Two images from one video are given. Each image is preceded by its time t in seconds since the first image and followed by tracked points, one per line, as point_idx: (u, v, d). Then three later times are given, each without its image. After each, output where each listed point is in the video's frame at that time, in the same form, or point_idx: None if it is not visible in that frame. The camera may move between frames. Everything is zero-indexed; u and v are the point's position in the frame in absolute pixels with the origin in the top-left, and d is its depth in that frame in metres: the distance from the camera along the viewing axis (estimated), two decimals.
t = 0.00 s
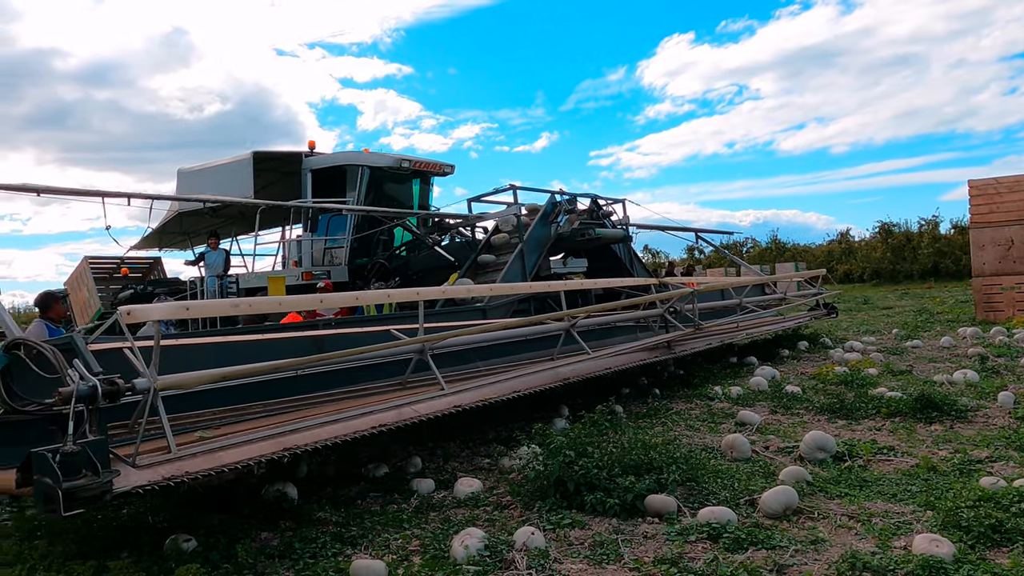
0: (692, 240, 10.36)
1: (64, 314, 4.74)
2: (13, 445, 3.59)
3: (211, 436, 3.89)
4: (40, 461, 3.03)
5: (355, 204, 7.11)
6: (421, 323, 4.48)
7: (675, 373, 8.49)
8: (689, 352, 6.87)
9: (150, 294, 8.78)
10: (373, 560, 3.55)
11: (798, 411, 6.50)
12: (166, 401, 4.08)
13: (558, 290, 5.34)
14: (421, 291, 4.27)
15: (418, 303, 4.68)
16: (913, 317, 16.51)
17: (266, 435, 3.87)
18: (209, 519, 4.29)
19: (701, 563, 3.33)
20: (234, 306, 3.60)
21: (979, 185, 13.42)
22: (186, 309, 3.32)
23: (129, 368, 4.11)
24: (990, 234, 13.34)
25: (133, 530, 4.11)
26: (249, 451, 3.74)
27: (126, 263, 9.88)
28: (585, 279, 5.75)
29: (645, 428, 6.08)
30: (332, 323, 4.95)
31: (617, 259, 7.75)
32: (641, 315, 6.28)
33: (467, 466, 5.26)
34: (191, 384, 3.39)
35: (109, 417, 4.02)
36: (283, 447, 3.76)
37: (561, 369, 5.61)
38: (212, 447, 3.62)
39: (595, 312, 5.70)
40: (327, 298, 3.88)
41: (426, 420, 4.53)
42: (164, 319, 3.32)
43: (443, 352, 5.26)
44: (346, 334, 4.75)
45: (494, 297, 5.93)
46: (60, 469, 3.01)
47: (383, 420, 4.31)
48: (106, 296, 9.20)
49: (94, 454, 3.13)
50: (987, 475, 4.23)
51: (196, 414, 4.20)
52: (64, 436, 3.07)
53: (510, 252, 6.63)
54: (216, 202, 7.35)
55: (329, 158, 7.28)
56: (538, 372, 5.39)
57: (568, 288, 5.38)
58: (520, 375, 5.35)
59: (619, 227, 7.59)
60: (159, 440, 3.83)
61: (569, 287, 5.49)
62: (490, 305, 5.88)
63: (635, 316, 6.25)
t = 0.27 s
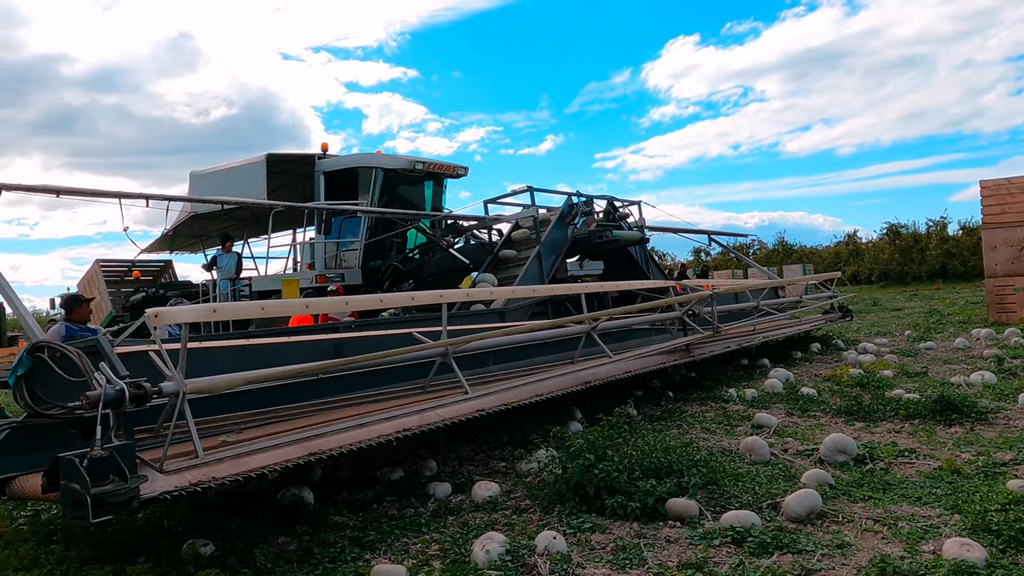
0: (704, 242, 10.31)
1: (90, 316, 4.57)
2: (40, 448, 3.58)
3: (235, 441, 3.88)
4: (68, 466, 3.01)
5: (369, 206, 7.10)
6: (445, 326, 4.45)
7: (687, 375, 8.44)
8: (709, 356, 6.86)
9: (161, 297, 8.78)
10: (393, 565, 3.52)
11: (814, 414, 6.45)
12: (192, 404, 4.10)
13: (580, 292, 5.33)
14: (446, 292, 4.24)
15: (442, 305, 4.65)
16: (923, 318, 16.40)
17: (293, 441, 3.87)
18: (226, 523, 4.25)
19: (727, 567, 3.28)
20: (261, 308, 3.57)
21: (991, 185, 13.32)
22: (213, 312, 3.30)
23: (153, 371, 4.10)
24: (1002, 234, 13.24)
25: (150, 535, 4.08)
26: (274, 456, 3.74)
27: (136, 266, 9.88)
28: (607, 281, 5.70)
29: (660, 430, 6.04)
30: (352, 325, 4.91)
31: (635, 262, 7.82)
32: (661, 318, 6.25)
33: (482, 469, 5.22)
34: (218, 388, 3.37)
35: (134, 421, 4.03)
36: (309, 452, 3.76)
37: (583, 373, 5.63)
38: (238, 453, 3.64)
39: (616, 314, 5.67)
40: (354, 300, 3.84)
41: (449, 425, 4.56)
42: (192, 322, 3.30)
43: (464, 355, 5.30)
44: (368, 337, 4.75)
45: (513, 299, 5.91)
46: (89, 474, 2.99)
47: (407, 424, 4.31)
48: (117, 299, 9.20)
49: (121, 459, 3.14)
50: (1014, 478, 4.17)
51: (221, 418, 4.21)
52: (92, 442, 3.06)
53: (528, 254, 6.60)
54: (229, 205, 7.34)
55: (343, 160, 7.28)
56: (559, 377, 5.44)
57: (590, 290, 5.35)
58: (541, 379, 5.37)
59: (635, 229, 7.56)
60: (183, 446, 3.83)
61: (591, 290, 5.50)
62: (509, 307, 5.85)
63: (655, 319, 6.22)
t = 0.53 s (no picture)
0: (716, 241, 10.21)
1: (101, 317, 4.37)
2: (61, 449, 3.53)
3: (254, 442, 3.83)
4: (88, 467, 2.98)
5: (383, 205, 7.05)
6: (467, 325, 4.42)
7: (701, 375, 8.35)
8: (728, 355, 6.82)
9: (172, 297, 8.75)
10: (411, 569, 3.45)
11: (833, 414, 6.36)
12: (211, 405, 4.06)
13: (600, 290, 5.36)
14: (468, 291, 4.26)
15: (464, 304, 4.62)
16: (936, 318, 16.23)
17: (315, 442, 3.82)
18: (240, 526, 4.20)
19: (754, 572, 3.20)
20: (282, 306, 3.54)
21: (1006, 183, 13.16)
22: (235, 310, 3.28)
23: (173, 370, 4.05)
24: (1017, 233, 13.09)
25: (163, 538, 4.03)
26: (295, 457, 3.69)
27: (147, 267, 9.85)
28: (626, 279, 5.65)
29: (676, 430, 5.96)
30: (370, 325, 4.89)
31: (650, 262, 7.76)
32: (681, 318, 6.19)
33: (498, 471, 5.16)
34: (240, 387, 3.36)
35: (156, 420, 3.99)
36: (330, 454, 3.71)
37: (603, 373, 5.59)
38: (260, 455, 3.59)
39: (637, 314, 5.62)
40: (375, 298, 3.82)
41: (472, 425, 4.51)
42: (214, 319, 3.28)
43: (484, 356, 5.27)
44: (387, 336, 4.71)
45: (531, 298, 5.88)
46: (110, 476, 2.95)
47: (430, 425, 4.26)
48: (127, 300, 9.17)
49: (142, 459, 3.11)
50: None
51: (243, 417, 4.17)
52: (113, 443, 3.03)
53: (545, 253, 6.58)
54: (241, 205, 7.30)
55: (355, 160, 7.24)
56: (579, 377, 5.41)
57: (610, 289, 5.35)
58: (561, 380, 5.32)
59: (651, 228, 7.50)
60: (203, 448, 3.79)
61: (612, 289, 5.46)
62: (527, 306, 5.81)
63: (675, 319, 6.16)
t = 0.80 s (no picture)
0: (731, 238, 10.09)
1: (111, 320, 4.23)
2: (75, 450, 3.46)
3: (272, 443, 3.75)
4: (104, 469, 2.89)
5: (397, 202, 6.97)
6: (488, 322, 4.37)
7: (717, 375, 8.24)
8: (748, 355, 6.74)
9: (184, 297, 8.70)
10: None
11: (854, 415, 6.23)
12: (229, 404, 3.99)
13: (620, 287, 5.33)
14: (488, 286, 4.28)
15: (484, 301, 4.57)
16: (950, 317, 16.02)
17: (335, 442, 3.74)
18: (252, 529, 4.12)
19: None
20: (302, 302, 3.49)
21: None
22: (255, 305, 3.22)
23: (191, 368, 3.99)
24: None
25: (175, 541, 3.96)
26: (315, 458, 3.62)
27: (158, 266, 9.82)
28: (646, 276, 5.57)
29: (693, 430, 5.86)
30: (387, 322, 4.84)
31: (667, 259, 7.68)
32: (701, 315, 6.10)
33: (514, 472, 5.07)
34: (261, 385, 3.31)
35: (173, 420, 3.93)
36: (350, 454, 3.63)
37: (624, 372, 5.52)
38: (280, 455, 3.51)
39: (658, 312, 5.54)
40: (395, 294, 3.79)
41: (493, 423, 4.43)
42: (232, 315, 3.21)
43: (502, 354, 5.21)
44: (404, 333, 4.65)
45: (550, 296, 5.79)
46: (126, 477, 2.86)
47: (451, 424, 4.18)
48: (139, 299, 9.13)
49: (160, 459, 3.03)
50: None
51: (262, 417, 4.11)
52: (129, 443, 2.94)
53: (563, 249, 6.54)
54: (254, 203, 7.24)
55: (368, 157, 7.16)
56: (599, 375, 5.34)
57: (630, 285, 5.34)
58: (581, 378, 5.24)
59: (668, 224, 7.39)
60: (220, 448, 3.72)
61: (632, 285, 5.43)
62: (545, 304, 5.72)
63: (695, 316, 6.07)
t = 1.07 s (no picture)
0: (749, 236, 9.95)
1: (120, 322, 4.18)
2: (93, 452, 3.42)
3: (293, 444, 3.70)
4: (125, 471, 2.84)
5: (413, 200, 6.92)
6: (510, 320, 4.33)
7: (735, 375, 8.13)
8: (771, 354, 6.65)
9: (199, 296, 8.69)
10: None
11: (877, 415, 6.12)
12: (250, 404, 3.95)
13: (642, 284, 5.28)
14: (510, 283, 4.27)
15: (506, 299, 4.53)
16: (968, 316, 15.80)
17: (358, 443, 3.68)
18: (268, 532, 4.07)
19: None
20: (324, 300, 3.44)
21: None
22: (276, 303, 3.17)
23: (212, 368, 3.94)
24: None
25: (190, 544, 3.92)
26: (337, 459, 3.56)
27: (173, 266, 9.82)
28: (667, 274, 5.49)
29: (713, 431, 5.76)
30: (407, 321, 4.79)
31: (687, 256, 7.60)
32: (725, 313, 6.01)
33: (532, 474, 5.00)
34: (283, 385, 3.24)
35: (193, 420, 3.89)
36: (373, 455, 3.57)
37: (647, 371, 5.45)
38: (302, 457, 3.45)
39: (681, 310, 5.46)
40: (417, 292, 3.79)
41: (516, 423, 4.38)
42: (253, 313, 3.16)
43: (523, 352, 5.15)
44: (424, 332, 4.60)
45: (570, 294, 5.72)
46: (147, 479, 2.81)
47: (473, 424, 4.12)
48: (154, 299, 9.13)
49: (180, 461, 2.98)
50: None
51: (284, 417, 4.08)
52: (150, 444, 2.89)
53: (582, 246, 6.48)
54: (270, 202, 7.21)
55: (384, 154, 7.11)
56: (621, 373, 5.28)
57: (652, 282, 5.30)
58: (603, 378, 5.17)
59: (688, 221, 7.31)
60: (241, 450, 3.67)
61: (654, 282, 5.39)
62: (565, 302, 5.66)
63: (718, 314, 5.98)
